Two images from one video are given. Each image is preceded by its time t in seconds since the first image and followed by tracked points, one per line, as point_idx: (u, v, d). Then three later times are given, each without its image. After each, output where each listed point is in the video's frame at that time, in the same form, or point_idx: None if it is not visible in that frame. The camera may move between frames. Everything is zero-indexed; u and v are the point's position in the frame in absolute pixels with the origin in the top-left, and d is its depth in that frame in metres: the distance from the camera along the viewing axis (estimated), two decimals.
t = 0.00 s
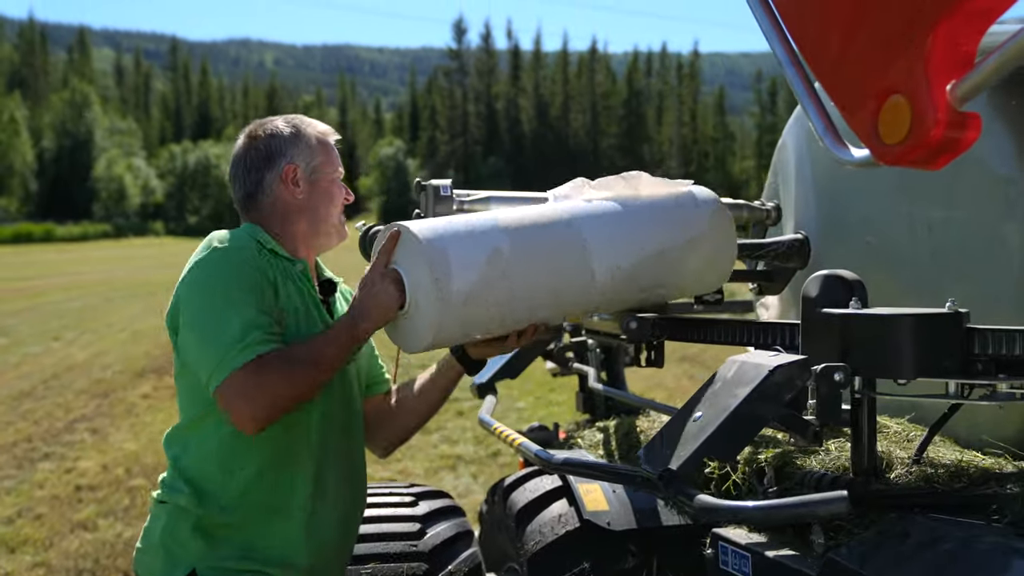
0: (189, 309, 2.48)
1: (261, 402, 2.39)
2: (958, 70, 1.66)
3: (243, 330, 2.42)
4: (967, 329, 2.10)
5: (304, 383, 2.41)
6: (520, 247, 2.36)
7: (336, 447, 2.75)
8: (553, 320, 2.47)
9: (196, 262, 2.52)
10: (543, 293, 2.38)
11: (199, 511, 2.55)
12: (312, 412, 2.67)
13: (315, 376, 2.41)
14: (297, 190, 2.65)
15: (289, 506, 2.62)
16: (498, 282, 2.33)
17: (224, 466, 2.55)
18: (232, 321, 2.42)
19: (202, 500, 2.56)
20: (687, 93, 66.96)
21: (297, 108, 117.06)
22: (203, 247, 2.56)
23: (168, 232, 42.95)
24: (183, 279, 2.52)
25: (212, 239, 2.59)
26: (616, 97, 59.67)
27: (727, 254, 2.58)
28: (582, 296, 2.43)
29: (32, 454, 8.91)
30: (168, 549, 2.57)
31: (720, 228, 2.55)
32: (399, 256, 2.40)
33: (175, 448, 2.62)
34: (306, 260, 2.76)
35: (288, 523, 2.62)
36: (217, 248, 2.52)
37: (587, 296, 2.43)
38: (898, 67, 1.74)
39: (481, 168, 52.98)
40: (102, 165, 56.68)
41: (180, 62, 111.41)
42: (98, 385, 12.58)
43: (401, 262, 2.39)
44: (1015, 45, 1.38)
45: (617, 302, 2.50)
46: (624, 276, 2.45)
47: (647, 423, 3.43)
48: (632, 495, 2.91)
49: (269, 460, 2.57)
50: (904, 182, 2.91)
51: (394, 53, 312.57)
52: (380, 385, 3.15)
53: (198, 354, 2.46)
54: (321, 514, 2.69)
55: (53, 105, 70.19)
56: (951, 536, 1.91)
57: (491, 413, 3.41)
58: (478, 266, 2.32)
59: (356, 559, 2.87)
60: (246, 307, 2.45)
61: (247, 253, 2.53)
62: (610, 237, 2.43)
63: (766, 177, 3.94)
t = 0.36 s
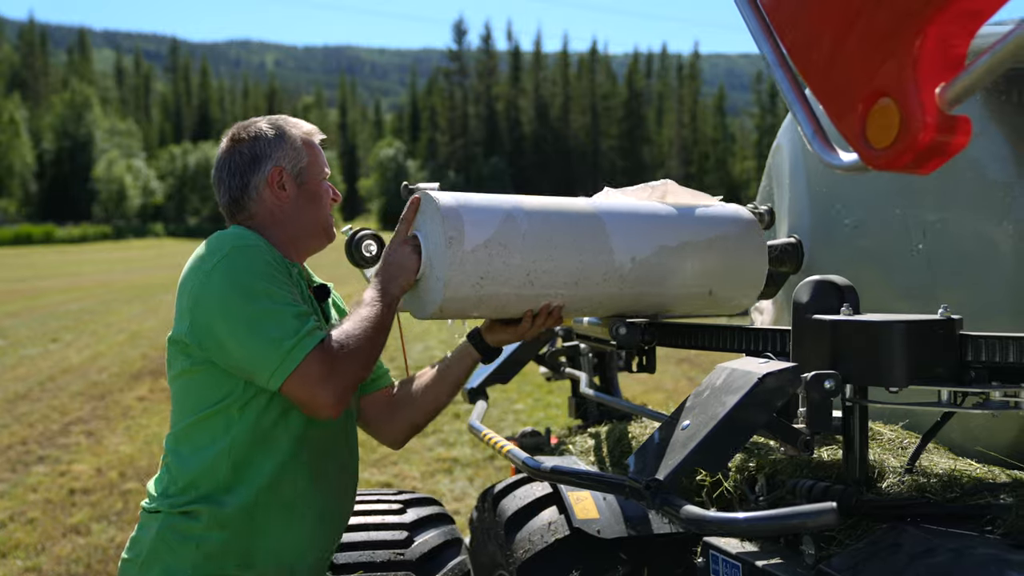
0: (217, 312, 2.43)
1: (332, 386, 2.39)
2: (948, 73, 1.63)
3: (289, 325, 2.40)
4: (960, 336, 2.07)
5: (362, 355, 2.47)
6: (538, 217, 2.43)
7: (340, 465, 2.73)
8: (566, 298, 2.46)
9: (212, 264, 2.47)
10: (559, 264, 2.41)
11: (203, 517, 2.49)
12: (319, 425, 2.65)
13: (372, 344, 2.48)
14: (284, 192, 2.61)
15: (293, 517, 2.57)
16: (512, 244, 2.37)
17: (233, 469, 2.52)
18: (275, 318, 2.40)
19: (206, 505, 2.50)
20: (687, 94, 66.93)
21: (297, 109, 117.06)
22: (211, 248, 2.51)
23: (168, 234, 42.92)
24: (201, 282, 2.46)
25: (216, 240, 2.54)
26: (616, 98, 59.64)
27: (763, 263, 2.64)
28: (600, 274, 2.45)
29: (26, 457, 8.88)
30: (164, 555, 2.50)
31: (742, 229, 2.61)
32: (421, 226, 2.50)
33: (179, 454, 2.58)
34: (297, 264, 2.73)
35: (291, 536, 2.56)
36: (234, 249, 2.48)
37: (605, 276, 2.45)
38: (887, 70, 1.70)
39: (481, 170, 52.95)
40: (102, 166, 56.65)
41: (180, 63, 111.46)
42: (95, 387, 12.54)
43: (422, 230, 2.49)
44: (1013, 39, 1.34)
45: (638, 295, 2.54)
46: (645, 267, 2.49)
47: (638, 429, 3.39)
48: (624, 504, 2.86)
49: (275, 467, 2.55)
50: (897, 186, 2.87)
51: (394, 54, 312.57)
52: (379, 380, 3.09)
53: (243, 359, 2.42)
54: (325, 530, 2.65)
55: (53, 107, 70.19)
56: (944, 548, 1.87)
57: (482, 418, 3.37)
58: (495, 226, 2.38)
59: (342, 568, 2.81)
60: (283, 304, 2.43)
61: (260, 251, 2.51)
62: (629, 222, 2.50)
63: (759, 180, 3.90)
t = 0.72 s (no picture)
0: (237, 309, 2.42)
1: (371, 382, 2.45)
2: (932, 69, 1.60)
3: (318, 323, 2.42)
4: (950, 337, 2.05)
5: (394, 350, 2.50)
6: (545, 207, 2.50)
7: (334, 473, 2.71)
8: (582, 288, 2.51)
9: (231, 260, 2.45)
10: (570, 249, 2.48)
11: (198, 515, 2.44)
12: (317, 433, 2.63)
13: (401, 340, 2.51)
14: (282, 193, 2.58)
15: (287, 522, 2.53)
16: (523, 228, 2.44)
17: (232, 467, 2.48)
18: (302, 316, 2.42)
19: (201, 504, 2.46)
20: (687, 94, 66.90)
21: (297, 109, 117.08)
22: (228, 244, 2.48)
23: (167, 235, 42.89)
24: (219, 278, 2.44)
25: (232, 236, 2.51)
26: (616, 99, 59.57)
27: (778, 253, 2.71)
28: (614, 261, 2.52)
29: (21, 458, 8.85)
30: (152, 553, 2.43)
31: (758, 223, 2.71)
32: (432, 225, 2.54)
33: (174, 450, 2.52)
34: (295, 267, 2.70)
35: (283, 541, 2.52)
36: (253, 245, 2.47)
37: (619, 261, 2.52)
38: (873, 66, 1.67)
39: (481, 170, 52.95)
40: (102, 167, 56.63)
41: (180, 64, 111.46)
42: (92, 388, 12.51)
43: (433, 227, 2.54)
44: (1007, 26, 1.33)
45: (651, 294, 2.60)
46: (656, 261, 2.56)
47: (629, 430, 3.36)
48: (613, 505, 2.82)
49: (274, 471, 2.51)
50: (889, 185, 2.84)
51: (394, 54, 312.51)
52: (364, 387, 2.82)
53: (263, 357, 2.42)
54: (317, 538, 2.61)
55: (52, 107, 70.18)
56: (933, 551, 1.85)
57: (471, 420, 3.34)
58: (503, 213, 2.46)
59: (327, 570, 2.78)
60: (308, 303, 2.45)
61: (279, 248, 2.51)
62: (637, 213, 2.58)
63: (753, 179, 3.87)
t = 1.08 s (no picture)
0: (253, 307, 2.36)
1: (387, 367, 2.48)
2: (920, 66, 1.58)
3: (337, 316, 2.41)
4: (941, 338, 2.02)
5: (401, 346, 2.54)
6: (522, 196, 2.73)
7: (330, 469, 2.69)
8: (572, 255, 2.65)
9: (245, 256, 2.39)
10: (551, 220, 2.67)
11: (206, 515, 2.39)
12: (316, 431, 2.61)
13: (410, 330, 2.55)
14: (269, 195, 2.55)
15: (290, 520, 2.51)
16: (502, 209, 2.67)
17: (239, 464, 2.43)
18: (318, 311, 2.39)
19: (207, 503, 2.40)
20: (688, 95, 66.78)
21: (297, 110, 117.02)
22: (239, 241, 2.41)
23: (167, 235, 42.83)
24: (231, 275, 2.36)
25: (242, 233, 2.44)
26: (616, 99, 59.51)
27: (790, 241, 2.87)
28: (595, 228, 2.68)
29: (17, 459, 8.83)
30: (159, 556, 2.35)
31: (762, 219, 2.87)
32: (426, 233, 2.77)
33: (175, 449, 2.44)
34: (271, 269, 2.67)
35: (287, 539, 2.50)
36: (267, 242, 2.41)
37: (602, 229, 2.68)
38: (860, 65, 1.65)
39: (481, 171, 52.86)
40: (102, 168, 56.58)
41: (180, 64, 111.44)
42: (90, 389, 12.49)
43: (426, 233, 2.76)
44: (993, 25, 1.32)
45: (649, 276, 2.73)
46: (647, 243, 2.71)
47: (622, 432, 3.33)
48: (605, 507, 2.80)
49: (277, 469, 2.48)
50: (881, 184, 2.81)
51: (395, 55, 312.50)
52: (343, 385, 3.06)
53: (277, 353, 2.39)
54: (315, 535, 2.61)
55: (53, 108, 70.15)
56: (924, 555, 1.82)
57: (463, 421, 3.32)
58: (482, 201, 2.71)
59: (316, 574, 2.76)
60: (327, 292, 2.42)
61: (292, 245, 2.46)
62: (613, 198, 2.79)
63: (748, 178, 3.84)
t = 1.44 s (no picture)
0: (237, 323, 2.31)
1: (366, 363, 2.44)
2: (915, 63, 1.56)
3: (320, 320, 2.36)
4: (938, 340, 2.00)
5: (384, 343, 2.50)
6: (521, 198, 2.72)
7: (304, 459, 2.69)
8: (570, 253, 2.62)
9: (225, 272, 2.32)
10: (549, 219, 2.65)
11: (204, 529, 2.37)
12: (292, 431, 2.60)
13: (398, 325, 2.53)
14: (228, 193, 2.48)
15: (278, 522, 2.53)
16: (500, 208, 2.65)
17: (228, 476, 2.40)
18: (297, 318, 2.33)
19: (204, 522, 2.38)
20: (688, 95, 66.76)
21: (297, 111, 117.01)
22: (214, 255, 2.34)
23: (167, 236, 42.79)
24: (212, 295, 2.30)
25: (215, 247, 2.36)
26: (616, 100, 59.53)
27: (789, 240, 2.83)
28: (592, 227, 2.66)
29: (15, 460, 8.82)
30: None
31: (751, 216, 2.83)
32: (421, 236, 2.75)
33: (161, 470, 2.38)
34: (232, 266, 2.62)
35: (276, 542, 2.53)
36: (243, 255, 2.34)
37: (600, 229, 2.66)
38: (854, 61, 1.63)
39: (481, 172, 52.82)
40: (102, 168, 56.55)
41: (181, 65, 111.47)
42: (89, 390, 12.47)
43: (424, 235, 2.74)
44: (988, 20, 1.30)
45: (648, 275, 2.70)
46: (647, 244, 2.69)
47: (617, 434, 3.31)
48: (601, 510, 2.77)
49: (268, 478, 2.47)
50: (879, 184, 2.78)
51: (395, 55, 312.55)
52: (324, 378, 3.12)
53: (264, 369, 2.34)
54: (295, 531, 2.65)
55: (53, 108, 70.14)
56: (920, 559, 1.80)
57: (458, 423, 3.30)
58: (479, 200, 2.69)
59: None
60: (304, 301, 2.36)
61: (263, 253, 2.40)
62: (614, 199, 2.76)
63: (746, 177, 3.82)
